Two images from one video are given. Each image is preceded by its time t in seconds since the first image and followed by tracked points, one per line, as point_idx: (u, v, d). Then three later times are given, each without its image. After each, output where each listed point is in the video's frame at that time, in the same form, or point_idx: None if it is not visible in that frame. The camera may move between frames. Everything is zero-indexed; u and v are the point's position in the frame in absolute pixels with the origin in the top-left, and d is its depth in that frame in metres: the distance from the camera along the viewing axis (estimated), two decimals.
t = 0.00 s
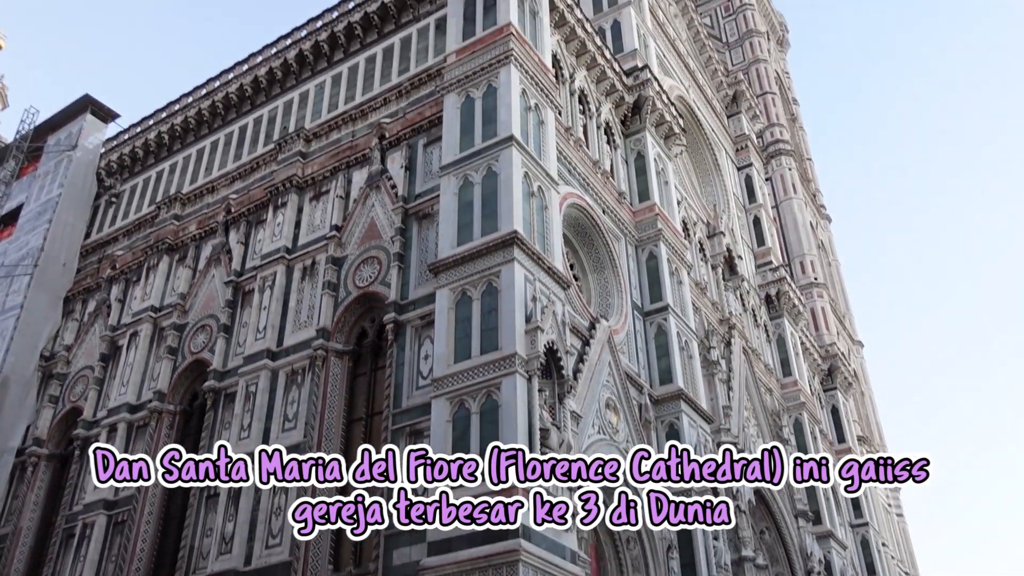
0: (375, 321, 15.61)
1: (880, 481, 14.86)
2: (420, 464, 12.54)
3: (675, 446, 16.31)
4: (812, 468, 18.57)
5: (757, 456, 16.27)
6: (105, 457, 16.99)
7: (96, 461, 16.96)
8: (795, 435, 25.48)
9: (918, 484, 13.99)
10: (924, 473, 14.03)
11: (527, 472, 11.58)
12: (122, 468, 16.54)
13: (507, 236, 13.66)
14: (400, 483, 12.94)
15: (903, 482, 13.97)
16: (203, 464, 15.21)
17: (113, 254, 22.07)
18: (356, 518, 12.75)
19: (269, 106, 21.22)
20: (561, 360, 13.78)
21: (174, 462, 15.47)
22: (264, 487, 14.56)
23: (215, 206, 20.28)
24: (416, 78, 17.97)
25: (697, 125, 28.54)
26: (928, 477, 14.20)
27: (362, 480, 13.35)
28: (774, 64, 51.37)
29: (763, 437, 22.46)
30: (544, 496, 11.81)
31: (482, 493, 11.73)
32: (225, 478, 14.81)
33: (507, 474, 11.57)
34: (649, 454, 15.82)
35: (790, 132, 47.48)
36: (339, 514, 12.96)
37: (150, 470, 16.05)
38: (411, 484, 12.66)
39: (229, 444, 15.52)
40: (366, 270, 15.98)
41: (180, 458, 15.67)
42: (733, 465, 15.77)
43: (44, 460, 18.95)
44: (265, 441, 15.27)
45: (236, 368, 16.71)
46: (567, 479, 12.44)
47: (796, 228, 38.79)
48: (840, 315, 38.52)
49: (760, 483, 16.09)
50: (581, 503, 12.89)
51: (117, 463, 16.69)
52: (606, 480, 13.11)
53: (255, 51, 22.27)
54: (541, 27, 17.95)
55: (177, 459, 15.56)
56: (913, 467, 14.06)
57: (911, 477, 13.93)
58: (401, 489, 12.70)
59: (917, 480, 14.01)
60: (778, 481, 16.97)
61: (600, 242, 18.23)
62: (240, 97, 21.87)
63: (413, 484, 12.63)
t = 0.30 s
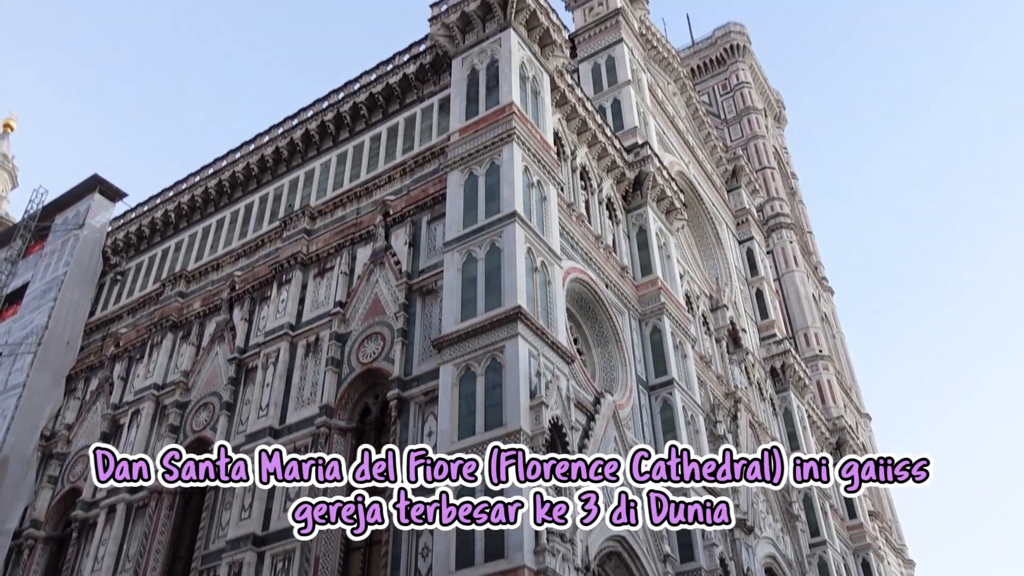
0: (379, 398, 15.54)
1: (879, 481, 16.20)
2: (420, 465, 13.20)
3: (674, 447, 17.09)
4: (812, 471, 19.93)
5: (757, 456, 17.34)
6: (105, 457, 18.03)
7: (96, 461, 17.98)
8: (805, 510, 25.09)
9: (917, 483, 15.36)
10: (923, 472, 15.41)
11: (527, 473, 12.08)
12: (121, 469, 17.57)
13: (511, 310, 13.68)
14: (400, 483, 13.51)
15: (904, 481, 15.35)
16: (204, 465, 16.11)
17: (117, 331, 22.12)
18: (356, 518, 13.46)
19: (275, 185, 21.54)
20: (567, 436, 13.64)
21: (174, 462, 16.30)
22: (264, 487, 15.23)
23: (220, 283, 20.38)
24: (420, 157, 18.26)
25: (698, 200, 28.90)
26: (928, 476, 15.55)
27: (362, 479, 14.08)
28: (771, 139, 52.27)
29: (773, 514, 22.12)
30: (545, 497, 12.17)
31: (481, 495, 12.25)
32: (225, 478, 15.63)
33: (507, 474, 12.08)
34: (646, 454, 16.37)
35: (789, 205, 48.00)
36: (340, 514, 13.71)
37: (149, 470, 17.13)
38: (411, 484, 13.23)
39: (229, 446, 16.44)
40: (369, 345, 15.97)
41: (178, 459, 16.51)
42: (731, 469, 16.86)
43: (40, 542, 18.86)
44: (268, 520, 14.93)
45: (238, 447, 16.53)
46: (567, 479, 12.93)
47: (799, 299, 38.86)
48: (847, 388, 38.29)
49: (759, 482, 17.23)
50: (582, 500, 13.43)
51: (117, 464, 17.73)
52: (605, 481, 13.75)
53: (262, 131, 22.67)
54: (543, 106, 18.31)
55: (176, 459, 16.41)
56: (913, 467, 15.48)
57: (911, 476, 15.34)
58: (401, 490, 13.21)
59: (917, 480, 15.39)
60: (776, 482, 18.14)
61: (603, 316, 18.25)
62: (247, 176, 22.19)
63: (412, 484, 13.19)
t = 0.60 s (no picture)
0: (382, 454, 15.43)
1: (880, 480, 16.64)
2: (420, 465, 13.85)
3: (675, 447, 17.48)
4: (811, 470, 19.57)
5: (758, 456, 16.88)
6: (104, 460, 19.63)
7: (96, 464, 19.49)
8: (816, 564, 24.69)
9: (917, 483, 15.85)
10: (923, 472, 15.92)
11: (526, 472, 12.52)
12: (122, 470, 18.94)
13: (515, 364, 13.65)
14: (400, 482, 14.12)
15: (904, 481, 15.85)
16: (204, 465, 17.12)
17: (120, 389, 22.06)
18: (356, 518, 14.00)
19: (279, 241, 21.68)
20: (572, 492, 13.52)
21: (174, 462, 17.39)
22: (263, 487, 15.96)
23: (224, 339, 20.39)
24: (423, 212, 18.41)
25: (700, 252, 29.03)
26: (927, 475, 16.06)
27: (362, 479, 14.59)
28: (771, 191, 52.66)
29: (782, 567, 22.13)
30: (544, 498, 12.56)
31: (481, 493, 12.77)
32: (225, 478, 16.67)
33: (507, 474, 12.56)
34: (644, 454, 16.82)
35: (791, 256, 48.15)
36: (340, 515, 14.20)
37: (149, 470, 18.34)
38: (411, 484, 13.91)
39: (229, 445, 17.52)
40: (373, 400, 15.92)
41: (178, 460, 17.60)
42: (731, 466, 16.78)
43: None
44: None
45: (240, 505, 16.34)
46: (567, 479, 13.10)
47: (803, 350, 38.74)
48: (854, 439, 37.93)
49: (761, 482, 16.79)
50: (583, 501, 13.59)
51: (117, 466, 19.20)
52: (606, 480, 13.85)
53: (267, 188, 22.86)
54: (544, 161, 18.51)
55: (176, 460, 17.49)
56: (912, 467, 16.01)
57: (911, 476, 15.83)
58: (401, 489, 13.86)
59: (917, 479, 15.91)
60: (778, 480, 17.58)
61: (608, 369, 18.19)
62: (251, 232, 22.34)
63: (412, 484, 13.88)
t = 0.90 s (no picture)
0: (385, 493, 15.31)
1: (880, 481, 16.88)
2: (421, 464, 14.22)
3: (674, 447, 17.91)
4: (813, 468, 19.11)
5: (759, 455, 16.81)
6: (105, 457, 19.73)
7: (96, 461, 19.70)
8: None
9: (917, 483, 16.23)
10: (924, 472, 16.30)
11: (526, 472, 12.83)
12: (121, 469, 19.30)
13: (518, 403, 13.61)
14: (400, 483, 14.58)
15: (904, 481, 16.26)
16: (204, 465, 17.51)
17: (123, 431, 22.04)
18: (356, 518, 14.37)
19: (282, 282, 21.76)
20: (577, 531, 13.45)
21: (174, 462, 17.70)
22: (263, 486, 16.53)
23: (226, 379, 20.38)
24: (426, 251, 18.49)
25: (702, 288, 29.07)
26: (928, 475, 16.39)
27: (362, 479, 15.03)
28: (772, 227, 52.85)
29: None
30: (544, 497, 12.74)
31: (481, 494, 13.12)
32: (225, 478, 17.04)
33: (507, 474, 12.91)
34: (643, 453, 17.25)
35: (793, 292, 48.16)
36: (340, 514, 14.62)
37: (149, 470, 18.94)
38: (411, 484, 14.32)
39: (228, 446, 18.10)
40: (376, 440, 15.88)
41: (178, 459, 17.95)
42: (732, 466, 16.71)
43: None
44: None
45: (242, 546, 16.18)
46: (567, 479, 13.52)
47: (807, 386, 38.55)
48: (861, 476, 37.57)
49: (760, 483, 16.58)
50: (582, 499, 14.03)
51: (117, 465, 19.49)
52: (606, 481, 14.27)
53: (270, 229, 23.00)
54: (546, 201, 18.64)
55: (176, 460, 17.82)
56: (912, 467, 16.41)
57: (911, 476, 16.24)
58: (401, 489, 14.31)
59: (917, 479, 16.29)
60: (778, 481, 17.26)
61: (612, 407, 18.13)
62: (255, 273, 22.44)
63: (412, 484, 14.29)
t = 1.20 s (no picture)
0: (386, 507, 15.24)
1: (880, 481, 16.84)
2: (421, 464, 14.27)
3: (675, 447, 17.90)
4: (813, 467, 19.28)
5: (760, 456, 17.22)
6: (105, 458, 19.41)
7: (97, 461, 19.37)
8: None
9: (917, 483, 16.23)
10: (924, 472, 16.28)
11: (526, 473, 12.95)
12: (121, 470, 19.16)
13: (519, 416, 13.59)
14: (400, 482, 14.65)
15: (904, 481, 16.23)
16: (204, 466, 17.86)
17: (123, 446, 22.01)
18: (356, 518, 14.59)
19: (283, 296, 21.76)
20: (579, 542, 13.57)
21: (174, 462, 18.02)
22: (263, 487, 16.70)
23: (226, 394, 20.36)
24: (426, 265, 18.52)
25: (703, 300, 29.07)
26: (928, 475, 16.36)
27: (363, 479, 15.11)
28: (772, 240, 52.91)
29: None
30: (544, 497, 12.85)
31: (481, 494, 13.16)
32: (225, 478, 17.40)
33: (507, 474, 12.99)
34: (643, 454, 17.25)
35: (794, 304, 48.15)
36: (340, 514, 14.82)
37: (149, 469, 19.10)
38: (411, 484, 14.37)
39: (228, 446, 18.52)
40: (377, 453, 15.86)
41: (178, 459, 18.19)
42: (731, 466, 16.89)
43: None
44: None
45: (242, 561, 16.09)
46: (567, 479, 13.60)
47: (808, 398, 38.46)
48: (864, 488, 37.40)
49: (760, 482, 16.87)
50: (583, 500, 14.12)
51: (117, 466, 19.29)
52: (606, 480, 14.24)
53: (270, 244, 23.02)
54: (546, 215, 18.67)
55: (175, 460, 18.11)
56: (912, 467, 16.38)
57: (911, 476, 16.22)
58: (401, 490, 14.35)
59: (917, 479, 16.27)
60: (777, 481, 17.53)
61: (613, 420, 18.10)
62: (255, 288, 22.46)
63: (412, 484, 14.33)
